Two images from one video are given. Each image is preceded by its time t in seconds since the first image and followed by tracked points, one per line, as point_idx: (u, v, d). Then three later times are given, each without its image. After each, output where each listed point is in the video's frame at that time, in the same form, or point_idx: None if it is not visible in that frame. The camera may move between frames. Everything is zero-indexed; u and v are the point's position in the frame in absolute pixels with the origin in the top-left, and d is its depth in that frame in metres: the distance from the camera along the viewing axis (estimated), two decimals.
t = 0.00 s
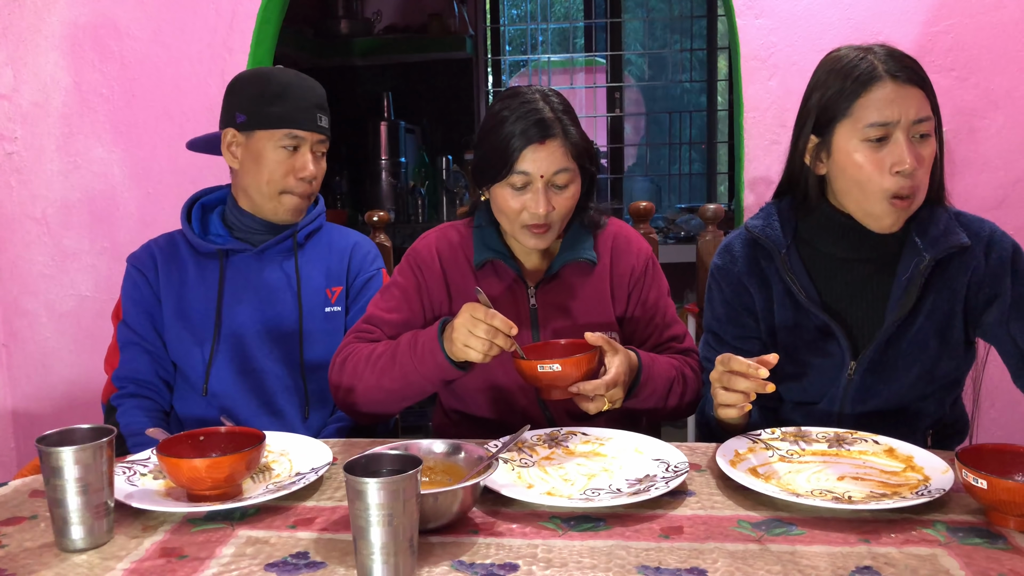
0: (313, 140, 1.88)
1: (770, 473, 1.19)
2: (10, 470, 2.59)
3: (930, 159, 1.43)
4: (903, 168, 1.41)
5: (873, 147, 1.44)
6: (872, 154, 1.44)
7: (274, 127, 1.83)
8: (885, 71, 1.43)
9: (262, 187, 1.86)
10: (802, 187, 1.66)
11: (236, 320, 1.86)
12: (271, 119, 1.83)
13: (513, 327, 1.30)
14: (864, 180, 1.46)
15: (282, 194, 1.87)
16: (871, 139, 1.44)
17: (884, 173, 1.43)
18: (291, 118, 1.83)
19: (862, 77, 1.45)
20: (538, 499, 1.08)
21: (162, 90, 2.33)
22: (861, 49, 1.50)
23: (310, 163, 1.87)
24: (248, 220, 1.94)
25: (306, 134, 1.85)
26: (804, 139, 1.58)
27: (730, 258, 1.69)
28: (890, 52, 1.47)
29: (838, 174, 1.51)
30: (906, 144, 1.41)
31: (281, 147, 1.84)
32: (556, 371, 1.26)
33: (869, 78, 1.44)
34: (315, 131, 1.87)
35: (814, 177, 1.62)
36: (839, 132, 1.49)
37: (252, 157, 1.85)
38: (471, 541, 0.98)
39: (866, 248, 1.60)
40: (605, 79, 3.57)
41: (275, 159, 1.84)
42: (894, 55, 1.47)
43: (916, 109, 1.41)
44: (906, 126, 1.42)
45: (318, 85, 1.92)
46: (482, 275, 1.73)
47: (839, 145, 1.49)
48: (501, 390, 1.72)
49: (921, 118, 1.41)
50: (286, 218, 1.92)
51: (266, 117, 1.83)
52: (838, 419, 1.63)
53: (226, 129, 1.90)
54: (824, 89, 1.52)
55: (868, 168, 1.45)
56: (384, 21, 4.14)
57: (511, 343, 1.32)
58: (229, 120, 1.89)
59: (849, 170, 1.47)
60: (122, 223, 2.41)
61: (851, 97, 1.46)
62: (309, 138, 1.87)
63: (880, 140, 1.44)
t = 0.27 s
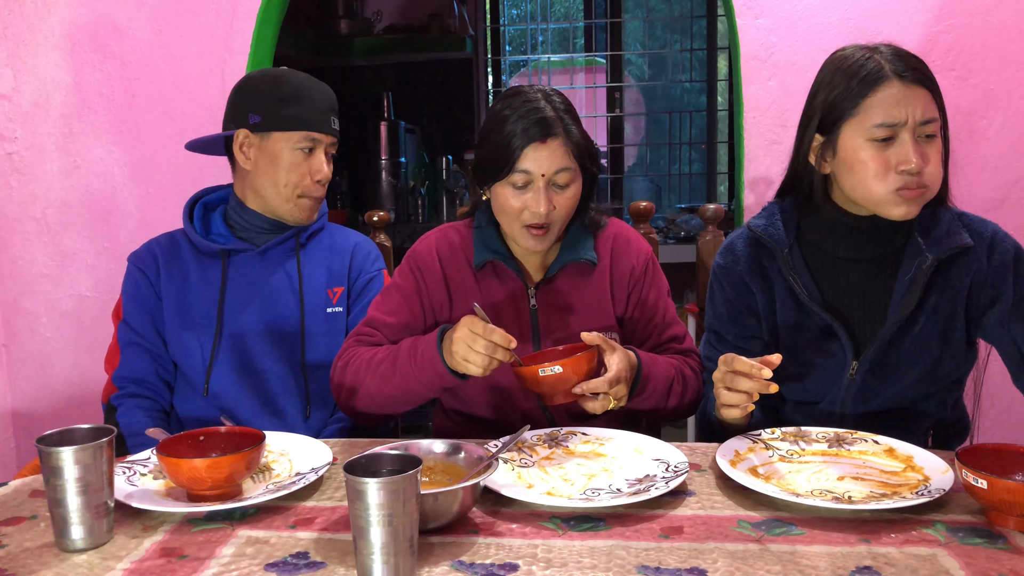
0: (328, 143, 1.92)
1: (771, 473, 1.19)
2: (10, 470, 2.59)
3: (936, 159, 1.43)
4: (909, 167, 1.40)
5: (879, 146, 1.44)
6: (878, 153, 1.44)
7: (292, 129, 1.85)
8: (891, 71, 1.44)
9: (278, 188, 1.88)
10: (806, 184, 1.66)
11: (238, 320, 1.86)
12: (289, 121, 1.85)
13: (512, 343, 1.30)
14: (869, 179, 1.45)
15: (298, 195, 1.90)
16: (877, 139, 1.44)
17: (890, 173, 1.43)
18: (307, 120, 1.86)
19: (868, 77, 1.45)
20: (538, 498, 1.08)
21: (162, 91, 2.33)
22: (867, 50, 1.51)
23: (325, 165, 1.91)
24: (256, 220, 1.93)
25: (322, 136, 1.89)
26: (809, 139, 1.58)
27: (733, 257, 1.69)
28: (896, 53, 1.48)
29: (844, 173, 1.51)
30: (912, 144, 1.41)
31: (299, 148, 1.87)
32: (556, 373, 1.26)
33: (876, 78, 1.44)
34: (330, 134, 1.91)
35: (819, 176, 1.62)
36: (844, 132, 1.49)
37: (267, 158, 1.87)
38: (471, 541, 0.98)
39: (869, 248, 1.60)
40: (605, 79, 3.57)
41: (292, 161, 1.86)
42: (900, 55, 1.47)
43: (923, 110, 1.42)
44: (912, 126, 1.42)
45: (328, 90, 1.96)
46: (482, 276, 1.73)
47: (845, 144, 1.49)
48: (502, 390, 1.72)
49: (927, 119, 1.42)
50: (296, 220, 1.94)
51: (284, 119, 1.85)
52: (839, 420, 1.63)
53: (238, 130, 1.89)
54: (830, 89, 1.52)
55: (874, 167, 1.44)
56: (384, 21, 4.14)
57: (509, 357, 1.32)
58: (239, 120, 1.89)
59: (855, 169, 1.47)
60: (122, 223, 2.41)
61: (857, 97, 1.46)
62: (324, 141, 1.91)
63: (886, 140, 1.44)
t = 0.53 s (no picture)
0: (332, 143, 1.92)
1: (771, 473, 1.19)
2: (10, 470, 2.59)
3: (937, 159, 1.43)
4: (911, 168, 1.40)
5: (881, 146, 1.44)
6: (879, 153, 1.44)
7: (295, 128, 1.86)
8: (894, 71, 1.44)
9: (283, 187, 1.87)
10: (807, 186, 1.66)
11: (239, 320, 1.86)
12: (292, 121, 1.85)
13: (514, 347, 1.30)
14: (871, 179, 1.45)
15: (303, 195, 1.89)
16: (879, 139, 1.44)
17: (892, 173, 1.43)
18: (311, 119, 1.86)
19: (871, 76, 1.45)
20: (538, 498, 1.08)
21: (162, 90, 2.33)
22: (869, 50, 1.51)
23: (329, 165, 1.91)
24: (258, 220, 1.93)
25: (325, 136, 1.89)
26: (811, 138, 1.58)
27: (733, 257, 1.69)
28: (899, 53, 1.48)
29: (845, 172, 1.51)
30: (914, 144, 1.41)
31: (302, 148, 1.87)
32: (553, 379, 1.26)
33: (878, 78, 1.44)
34: (334, 135, 1.91)
35: (820, 176, 1.62)
36: (847, 131, 1.49)
37: (271, 158, 1.87)
38: (471, 541, 0.98)
39: (870, 248, 1.60)
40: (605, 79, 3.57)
41: (296, 160, 1.86)
42: (903, 55, 1.47)
43: (925, 110, 1.42)
44: (915, 127, 1.42)
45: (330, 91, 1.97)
46: (483, 276, 1.74)
47: (847, 144, 1.49)
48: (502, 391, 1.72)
49: (930, 119, 1.41)
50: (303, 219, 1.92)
51: (287, 118, 1.85)
52: (839, 420, 1.63)
53: (241, 129, 1.90)
54: (832, 88, 1.52)
55: (876, 167, 1.44)
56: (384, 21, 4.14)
57: (512, 357, 1.32)
58: (242, 121, 1.90)
59: (857, 169, 1.47)
60: (122, 223, 2.41)
61: (860, 97, 1.46)
62: (328, 141, 1.91)
63: (889, 140, 1.43)
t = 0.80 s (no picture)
0: (328, 141, 1.93)
1: (771, 473, 1.19)
2: (10, 470, 2.59)
3: (937, 160, 1.43)
4: (911, 169, 1.40)
5: (881, 147, 1.44)
6: (879, 154, 1.44)
7: (293, 128, 1.86)
8: (894, 72, 1.44)
9: (281, 187, 1.88)
10: (807, 187, 1.66)
11: (237, 320, 1.86)
12: (288, 120, 1.85)
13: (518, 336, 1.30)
14: (872, 180, 1.45)
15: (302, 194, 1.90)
16: (879, 140, 1.44)
17: (892, 174, 1.43)
18: (307, 118, 1.87)
19: (871, 76, 1.45)
20: (538, 498, 1.08)
21: (162, 90, 2.33)
22: (869, 50, 1.51)
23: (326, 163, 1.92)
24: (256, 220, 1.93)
25: (322, 134, 1.90)
26: (811, 138, 1.58)
27: (733, 257, 1.69)
28: (899, 53, 1.48)
29: (845, 173, 1.51)
30: (914, 145, 1.41)
31: (300, 147, 1.87)
32: (552, 382, 1.26)
33: (878, 79, 1.44)
34: (330, 132, 1.92)
35: (820, 176, 1.62)
36: (847, 132, 1.49)
37: (268, 158, 1.87)
38: (471, 541, 0.98)
39: (869, 248, 1.60)
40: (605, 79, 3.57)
41: (293, 159, 1.87)
42: (903, 55, 1.47)
43: (925, 111, 1.42)
44: (914, 128, 1.42)
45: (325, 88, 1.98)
46: (483, 276, 1.74)
47: (847, 145, 1.49)
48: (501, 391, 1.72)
49: (930, 120, 1.41)
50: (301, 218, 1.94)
51: (284, 117, 1.85)
52: (840, 419, 1.63)
53: (238, 129, 1.89)
54: (832, 88, 1.52)
55: (876, 168, 1.44)
56: (383, 21, 4.09)
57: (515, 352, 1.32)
58: (238, 120, 1.89)
59: (857, 170, 1.47)
60: (122, 223, 2.41)
61: (860, 97, 1.46)
62: (324, 139, 1.92)
63: (888, 141, 1.43)
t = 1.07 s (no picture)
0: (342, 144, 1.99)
1: (770, 473, 1.19)
2: (10, 470, 2.59)
3: (935, 159, 1.43)
4: (908, 168, 1.40)
5: (878, 147, 1.44)
6: (877, 154, 1.44)
7: (316, 129, 1.90)
8: (892, 72, 1.44)
9: (302, 188, 1.90)
10: (806, 181, 1.66)
11: (238, 320, 1.86)
12: (310, 122, 1.89)
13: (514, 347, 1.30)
14: (869, 179, 1.45)
15: (320, 194, 1.94)
16: (877, 139, 1.44)
17: (889, 173, 1.43)
18: (326, 120, 1.91)
19: (869, 76, 1.45)
20: (538, 499, 1.08)
21: (162, 90, 2.33)
22: (867, 50, 1.51)
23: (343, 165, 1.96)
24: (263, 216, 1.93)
25: (339, 136, 1.94)
26: (809, 138, 1.58)
27: (732, 257, 1.69)
28: (897, 53, 1.48)
29: (843, 172, 1.51)
30: (911, 145, 1.41)
31: (322, 149, 1.92)
32: (554, 386, 1.26)
33: (876, 79, 1.44)
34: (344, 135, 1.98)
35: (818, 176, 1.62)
36: (844, 132, 1.49)
37: (292, 158, 1.89)
38: (471, 541, 0.98)
39: (868, 247, 1.60)
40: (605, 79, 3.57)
41: (316, 160, 1.91)
42: (900, 55, 1.47)
43: (923, 111, 1.42)
44: (912, 128, 1.42)
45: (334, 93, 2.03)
46: (483, 277, 1.73)
47: (845, 145, 1.49)
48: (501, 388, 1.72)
49: (927, 120, 1.41)
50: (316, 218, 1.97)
51: (307, 119, 1.89)
52: (839, 420, 1.63)
53: (261, 130, 1.88)
54: (830, 88, 1.52)
55: (873, 168, 1.44)
56: (383, 21, 4.16)
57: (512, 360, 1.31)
58: (259, 120, 1.89)
59: (855, 169, 1.47)
60: (122, 224, 2.41)
61: (858, 97, 1.46)
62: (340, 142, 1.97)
63: (886, 141, 1.43)
